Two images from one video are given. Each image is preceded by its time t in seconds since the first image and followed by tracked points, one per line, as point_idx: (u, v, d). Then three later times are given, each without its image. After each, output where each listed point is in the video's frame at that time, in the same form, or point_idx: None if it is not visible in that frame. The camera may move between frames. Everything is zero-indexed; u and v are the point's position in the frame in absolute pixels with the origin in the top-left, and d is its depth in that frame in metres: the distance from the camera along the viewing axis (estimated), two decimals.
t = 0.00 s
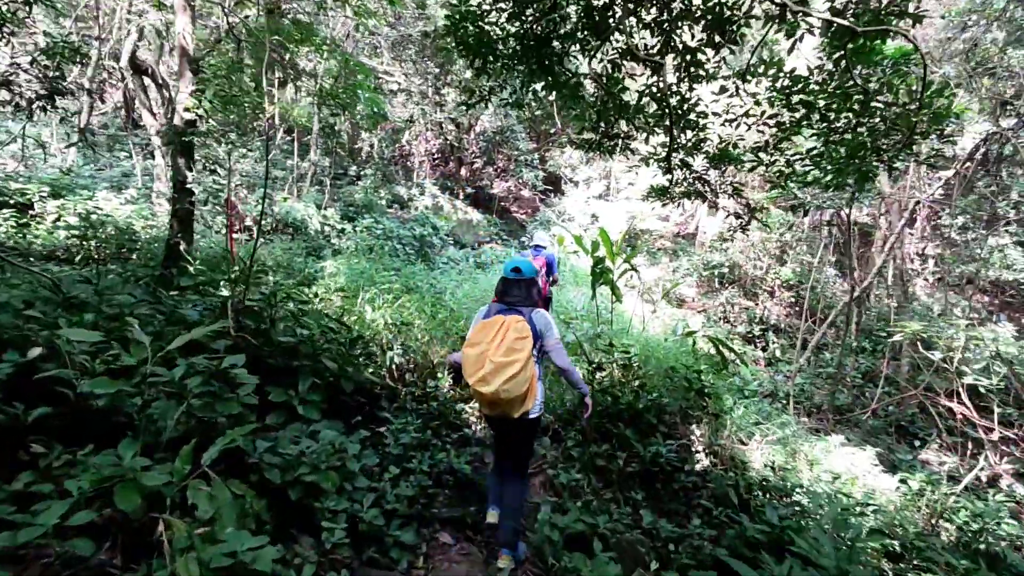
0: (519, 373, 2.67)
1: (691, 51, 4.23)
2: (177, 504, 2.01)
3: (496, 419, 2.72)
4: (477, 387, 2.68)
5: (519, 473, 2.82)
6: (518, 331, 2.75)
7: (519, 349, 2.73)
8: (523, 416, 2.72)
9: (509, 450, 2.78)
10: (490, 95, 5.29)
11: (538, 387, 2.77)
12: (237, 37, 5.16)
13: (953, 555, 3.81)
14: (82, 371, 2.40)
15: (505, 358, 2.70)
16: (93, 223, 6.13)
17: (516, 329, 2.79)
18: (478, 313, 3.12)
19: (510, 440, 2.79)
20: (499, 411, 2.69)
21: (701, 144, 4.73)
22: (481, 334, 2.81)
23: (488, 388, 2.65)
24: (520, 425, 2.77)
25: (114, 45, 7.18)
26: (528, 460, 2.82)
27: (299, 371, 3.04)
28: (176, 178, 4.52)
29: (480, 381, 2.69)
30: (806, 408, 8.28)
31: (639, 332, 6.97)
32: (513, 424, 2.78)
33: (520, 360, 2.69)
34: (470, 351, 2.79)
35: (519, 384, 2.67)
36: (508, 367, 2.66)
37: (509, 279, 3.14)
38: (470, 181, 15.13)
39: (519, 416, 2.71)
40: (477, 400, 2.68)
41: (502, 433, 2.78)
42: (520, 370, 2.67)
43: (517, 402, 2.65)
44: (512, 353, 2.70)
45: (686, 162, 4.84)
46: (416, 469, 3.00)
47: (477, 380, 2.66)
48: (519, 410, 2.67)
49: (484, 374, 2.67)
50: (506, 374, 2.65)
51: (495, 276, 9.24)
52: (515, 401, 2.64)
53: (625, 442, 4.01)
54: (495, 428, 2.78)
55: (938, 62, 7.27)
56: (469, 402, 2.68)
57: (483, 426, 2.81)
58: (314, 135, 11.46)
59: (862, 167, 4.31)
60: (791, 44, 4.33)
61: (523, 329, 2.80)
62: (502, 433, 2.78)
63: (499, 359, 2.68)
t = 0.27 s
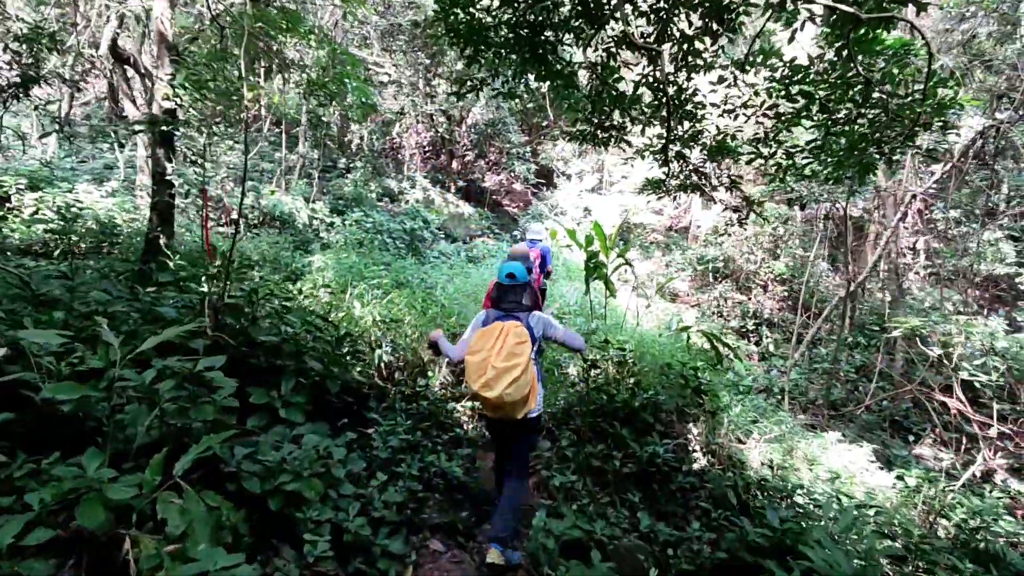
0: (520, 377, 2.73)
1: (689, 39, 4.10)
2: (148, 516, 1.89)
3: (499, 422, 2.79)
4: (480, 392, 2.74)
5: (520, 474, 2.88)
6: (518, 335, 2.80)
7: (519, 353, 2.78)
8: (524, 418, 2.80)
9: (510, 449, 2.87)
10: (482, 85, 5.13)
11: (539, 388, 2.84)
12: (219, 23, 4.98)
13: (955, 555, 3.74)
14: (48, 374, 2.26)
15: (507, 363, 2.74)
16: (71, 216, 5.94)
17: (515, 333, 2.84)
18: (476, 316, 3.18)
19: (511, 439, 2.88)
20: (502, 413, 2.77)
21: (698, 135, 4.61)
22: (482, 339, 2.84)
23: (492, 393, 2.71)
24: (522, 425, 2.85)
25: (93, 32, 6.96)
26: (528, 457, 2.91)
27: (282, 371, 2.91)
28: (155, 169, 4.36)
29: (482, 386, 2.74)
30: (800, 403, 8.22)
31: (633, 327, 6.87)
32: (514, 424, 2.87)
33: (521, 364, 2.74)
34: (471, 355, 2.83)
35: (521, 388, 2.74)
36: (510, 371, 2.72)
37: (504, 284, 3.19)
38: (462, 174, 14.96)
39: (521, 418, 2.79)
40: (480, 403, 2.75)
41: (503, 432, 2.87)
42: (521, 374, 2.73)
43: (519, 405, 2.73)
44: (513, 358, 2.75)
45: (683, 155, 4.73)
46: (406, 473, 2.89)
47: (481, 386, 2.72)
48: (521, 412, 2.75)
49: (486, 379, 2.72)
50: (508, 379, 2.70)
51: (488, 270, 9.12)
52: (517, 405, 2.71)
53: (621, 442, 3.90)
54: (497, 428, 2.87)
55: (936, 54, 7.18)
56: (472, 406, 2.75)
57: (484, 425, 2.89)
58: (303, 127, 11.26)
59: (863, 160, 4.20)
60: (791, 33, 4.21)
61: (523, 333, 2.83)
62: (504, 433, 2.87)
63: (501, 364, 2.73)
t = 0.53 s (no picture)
0: (529, 367, 2.94)
1: (689, 25, 3.95)
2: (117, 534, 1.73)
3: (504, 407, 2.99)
4: (491, 379, 2.91)
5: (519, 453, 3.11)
6: (526, 328, 2.98)
7: (527, 345, 2.97)
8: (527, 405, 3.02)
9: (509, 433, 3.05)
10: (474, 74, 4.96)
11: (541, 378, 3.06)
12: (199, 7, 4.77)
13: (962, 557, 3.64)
14: (10, 377, 2.09)
15: (516, 354, 2.94)
16: (45, 209, 5.70)
17: (524, 325, 3.02)
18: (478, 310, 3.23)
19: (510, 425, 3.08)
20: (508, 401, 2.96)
21: (697, 126, 4.47)
22: (491, 331, 3.00)
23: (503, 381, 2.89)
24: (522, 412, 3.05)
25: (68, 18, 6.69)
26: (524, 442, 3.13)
27: (266, 372, 2.73)
28: (131, 159, 4.15)
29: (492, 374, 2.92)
30: (794, 399, 8.15)
31: (627, 323, 6.74)
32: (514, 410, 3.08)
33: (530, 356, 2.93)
34: (481, 345, 2.98)
35: (528, 377, 2.94)
36: (520, 362, 2.91)
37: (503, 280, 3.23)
38: (451, 168, 14.76)
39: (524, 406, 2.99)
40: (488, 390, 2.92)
41: (504, 418, 3.06)
42: (529, 364, 2.94)
43: (525, 393, 2.93)
44: (522, 348, 2.93)
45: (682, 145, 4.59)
46: (398, 479, 2.73)
47: (491, 374, 2.89)
48: (526, 400, 2.96)
49: (498, 368, 2.90)
50: (518, 368, 2.90)
51: (478, 265, 8.96)
52: (523, 392, 2.91)
53: (620, 442, 3.77)
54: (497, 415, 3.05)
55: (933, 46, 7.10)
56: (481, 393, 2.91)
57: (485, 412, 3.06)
58: (288, 119, 11.01)
59: (867, 151, 4.08)
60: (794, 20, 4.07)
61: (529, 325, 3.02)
62: (504, 419, 3.06)
63: (511, 355, 2.91)
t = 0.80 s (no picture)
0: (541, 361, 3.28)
1: (697, 11, 3.77)
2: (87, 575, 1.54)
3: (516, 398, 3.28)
4: (510, 372, 3.19)
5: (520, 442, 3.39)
6: (539, 325, 3.32)
7: (540, 341, 3.30)
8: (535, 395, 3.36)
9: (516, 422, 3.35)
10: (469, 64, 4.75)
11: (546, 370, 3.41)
12: None
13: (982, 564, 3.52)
14: None
15: (531, 349, 3.26)
16: (17, 206, 5.42)
17: (536, 323, 3.34)
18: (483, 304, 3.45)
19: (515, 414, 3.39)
20: (521, 392, 3.27)
21: (704, 118, 4.29)
22: (507, 327, 3.28)
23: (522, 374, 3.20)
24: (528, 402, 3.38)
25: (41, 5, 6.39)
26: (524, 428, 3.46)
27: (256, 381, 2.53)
28: (106, 153, 3.90)
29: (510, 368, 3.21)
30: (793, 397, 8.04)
31: (626, 322, 6.58)
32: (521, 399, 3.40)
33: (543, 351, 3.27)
34: (498, 341, 3.25)
35: (540, 370, 3.29)
36: (535, 356, 3.24)
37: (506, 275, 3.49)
38: (440, 163, 14.52)
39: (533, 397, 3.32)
40: (505, 383, 3.22)
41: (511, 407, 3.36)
42: (542, 359, 3.28)
43: (537, 385, 3.27)
44: (538, 345, 3.26)
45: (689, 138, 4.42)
46: (399, 497, 2.54)
47: (512, 368, 3.18)
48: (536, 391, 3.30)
49: (517, 362, 3.20)
50: (534, 363, 3.23)
51: (471, 262, 8.76)
52: (538, 384, 3.25)
53: (629, 450, 3.60)
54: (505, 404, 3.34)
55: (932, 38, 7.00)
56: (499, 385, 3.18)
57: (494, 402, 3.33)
58: (273, 113, 10.72)
59: (882, 143, 3.92)
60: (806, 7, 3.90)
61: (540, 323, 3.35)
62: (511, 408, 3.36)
63: (528, 350, 3.23)
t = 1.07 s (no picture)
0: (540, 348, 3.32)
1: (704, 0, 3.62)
2: None
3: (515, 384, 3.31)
4: (509, 357, 3.22)
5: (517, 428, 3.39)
6: (536, 313, 3.34)
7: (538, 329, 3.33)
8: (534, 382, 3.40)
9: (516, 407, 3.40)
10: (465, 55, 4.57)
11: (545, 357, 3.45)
12: None
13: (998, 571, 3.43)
14: None
15: (530, 335, 3.29)
16: None
17: (534, 310, 3.37)
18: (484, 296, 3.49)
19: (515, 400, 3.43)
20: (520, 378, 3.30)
21: (710, 113, 4.15)
22: (506, 316, 3.31)
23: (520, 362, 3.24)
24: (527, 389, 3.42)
25: None
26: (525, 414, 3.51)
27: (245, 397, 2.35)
28: (82, 148, 3.70)
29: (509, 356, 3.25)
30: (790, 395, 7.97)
31: (623, 321, 6.46)
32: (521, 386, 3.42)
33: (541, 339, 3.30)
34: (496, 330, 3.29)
35: (538, 357, 3.33)
36: (533, 344, 3.28)
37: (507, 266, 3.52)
38: (430, 158, 14.32)
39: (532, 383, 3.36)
40: (505, 371, 3.26)
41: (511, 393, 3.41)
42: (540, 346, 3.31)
43: (536, 371, 3.31)
44: (535, 332, 3.30)
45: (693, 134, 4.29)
46: (400, 516, 2.40)
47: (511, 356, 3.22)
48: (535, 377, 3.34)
49: (515, 347, 3.23)
50: (533, 350, 3.27)
51: (463, 260, 8.59)
52: (536, 371, 3.29)
53: (635, 457, 3.49)
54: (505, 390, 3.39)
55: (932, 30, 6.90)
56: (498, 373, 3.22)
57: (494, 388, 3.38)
58: (259, 107, 10.47)
59: (893, 140, 3.80)
60: None
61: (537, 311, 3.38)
62: (512, 394, 3.41)
63: (526, 338, 3.26)
